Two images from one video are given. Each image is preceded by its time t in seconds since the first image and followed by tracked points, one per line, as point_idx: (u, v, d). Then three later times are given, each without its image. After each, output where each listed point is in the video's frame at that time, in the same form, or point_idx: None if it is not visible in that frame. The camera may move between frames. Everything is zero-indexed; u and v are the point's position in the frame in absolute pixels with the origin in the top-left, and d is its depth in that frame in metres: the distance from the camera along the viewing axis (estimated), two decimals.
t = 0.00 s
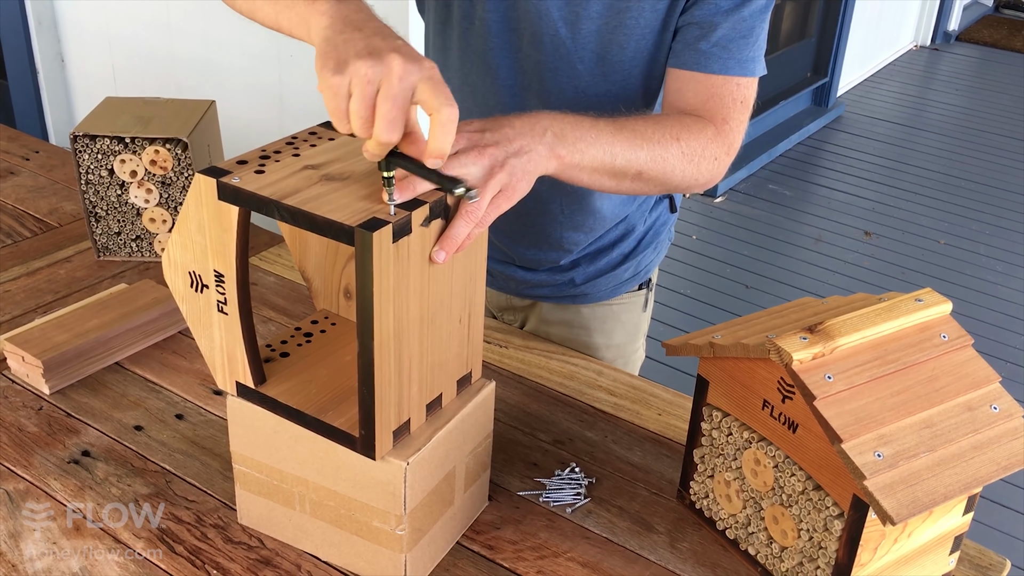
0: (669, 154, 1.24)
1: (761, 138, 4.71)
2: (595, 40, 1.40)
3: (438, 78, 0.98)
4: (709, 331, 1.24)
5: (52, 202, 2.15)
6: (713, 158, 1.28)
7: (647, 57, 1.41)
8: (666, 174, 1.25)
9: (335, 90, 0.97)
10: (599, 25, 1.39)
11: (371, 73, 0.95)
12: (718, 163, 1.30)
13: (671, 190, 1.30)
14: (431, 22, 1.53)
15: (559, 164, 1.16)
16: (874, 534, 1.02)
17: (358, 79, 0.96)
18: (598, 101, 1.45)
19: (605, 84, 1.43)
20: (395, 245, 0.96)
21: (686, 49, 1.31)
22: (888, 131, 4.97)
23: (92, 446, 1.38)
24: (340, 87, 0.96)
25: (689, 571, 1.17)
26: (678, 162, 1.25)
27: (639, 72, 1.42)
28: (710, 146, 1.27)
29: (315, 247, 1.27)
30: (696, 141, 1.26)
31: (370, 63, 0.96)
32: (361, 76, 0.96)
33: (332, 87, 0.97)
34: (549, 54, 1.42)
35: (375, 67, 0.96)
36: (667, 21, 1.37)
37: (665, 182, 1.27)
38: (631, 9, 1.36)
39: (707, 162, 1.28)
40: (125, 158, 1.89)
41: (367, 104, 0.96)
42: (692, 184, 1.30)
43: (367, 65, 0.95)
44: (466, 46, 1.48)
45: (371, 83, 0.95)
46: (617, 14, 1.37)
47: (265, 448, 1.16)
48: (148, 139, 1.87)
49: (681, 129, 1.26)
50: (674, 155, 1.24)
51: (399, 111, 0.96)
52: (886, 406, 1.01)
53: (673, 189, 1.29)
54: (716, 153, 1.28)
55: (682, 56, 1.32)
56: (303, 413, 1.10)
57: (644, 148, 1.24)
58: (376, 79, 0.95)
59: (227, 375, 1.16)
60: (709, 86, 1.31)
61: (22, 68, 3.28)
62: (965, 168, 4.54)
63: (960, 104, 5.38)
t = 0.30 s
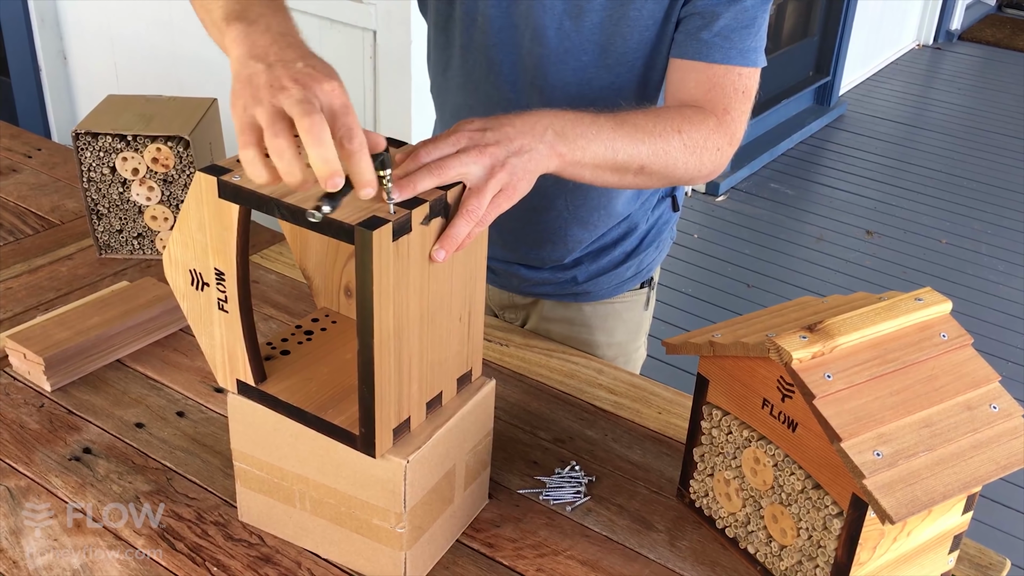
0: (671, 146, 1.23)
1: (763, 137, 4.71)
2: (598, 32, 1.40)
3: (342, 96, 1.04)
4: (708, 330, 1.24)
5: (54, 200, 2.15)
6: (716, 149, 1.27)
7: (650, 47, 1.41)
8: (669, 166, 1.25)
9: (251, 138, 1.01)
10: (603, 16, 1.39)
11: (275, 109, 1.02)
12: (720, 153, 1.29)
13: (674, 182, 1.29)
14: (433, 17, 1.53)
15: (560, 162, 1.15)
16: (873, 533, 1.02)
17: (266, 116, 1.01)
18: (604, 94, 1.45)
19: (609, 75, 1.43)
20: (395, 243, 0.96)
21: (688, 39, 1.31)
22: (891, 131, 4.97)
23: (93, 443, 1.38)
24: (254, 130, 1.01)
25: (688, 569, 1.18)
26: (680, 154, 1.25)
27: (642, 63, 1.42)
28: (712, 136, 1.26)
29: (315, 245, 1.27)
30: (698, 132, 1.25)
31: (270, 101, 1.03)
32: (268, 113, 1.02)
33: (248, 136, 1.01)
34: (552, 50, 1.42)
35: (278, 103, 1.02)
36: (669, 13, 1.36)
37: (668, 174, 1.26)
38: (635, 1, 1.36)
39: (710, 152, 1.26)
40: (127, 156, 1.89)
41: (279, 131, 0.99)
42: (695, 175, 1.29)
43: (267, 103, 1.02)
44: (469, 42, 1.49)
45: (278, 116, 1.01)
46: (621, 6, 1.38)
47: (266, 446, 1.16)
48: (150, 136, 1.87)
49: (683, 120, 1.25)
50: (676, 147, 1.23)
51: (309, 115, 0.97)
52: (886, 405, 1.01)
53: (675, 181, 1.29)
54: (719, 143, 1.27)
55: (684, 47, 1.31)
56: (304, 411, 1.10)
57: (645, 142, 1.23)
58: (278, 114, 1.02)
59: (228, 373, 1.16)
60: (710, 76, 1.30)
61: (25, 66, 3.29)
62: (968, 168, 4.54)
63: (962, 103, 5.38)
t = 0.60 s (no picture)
0: (669, 139, 1.23)
1: (764, 135, 4.71)
2: (592, 24, 1.40)
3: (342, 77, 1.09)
4: (706, 328, 1.24)
5: (53, 198, 2.15)
6: (714, 140, 1.26)
7: (643, 39, 1.40)
8: (667, 160, 1.24)
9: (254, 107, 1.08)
10: (597, 8, 1.39)
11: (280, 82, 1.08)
12: (719, 144, 1.28)
13: (674, 175, 1.29)
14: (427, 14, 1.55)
15: (558, 159, 1.15)
16: (870, 531, 1.02)
17: (270, 88, 1.07)
18: (598, 87, 1.44)
19: (604, 67, 1.43)
20: (392, 241, 0.96)
21: (685, 31, 1.30)
22: (892, 129, 4.97)
23: (91, 441, 1.38)
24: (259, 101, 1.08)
25: (685, 567, 1.18)
26: (678, 146, 1.24)
27: (636, 56, 1.41)
28: (709, 128, 1.25)
29: (313, 243, 1.27)
30: (695, 124, 1.24)
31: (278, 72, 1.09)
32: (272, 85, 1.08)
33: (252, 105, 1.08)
34: (546, 42, 1.43)
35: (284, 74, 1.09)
36: (665, 4, 1.36)
37: (666, 167, 1.26)
38: None
39: (708, 144, 1.26)
40: (125, 155, 1.89)
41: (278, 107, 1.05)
42: (694, 167, 1.29)
43: (273, 72, 1.08)
44: (462, 38, 1.50)
45: (281, 90, 1.07)
46: None
47: (263, 444, 1.16)
48: (148, 135, 1.87)
49: (681, 113, 1.24)
50: (674, 140, 1.23)
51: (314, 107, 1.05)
52: (883, 402, 1.01)
53: (674, 174, 1.28)
54: (717, 134, 1.26)
55: (681, 38, 1.31)
56: (301, 408, 1.10)
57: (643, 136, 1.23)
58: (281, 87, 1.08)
59: (225, 371, 1.16)
60: (707, 67, 1.29)
61: (25, 64, 3.29)
62: (968, 166, 4.53)
63: (963, 101, 5.37)
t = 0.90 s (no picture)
0: (661, 131, 1.22)
1: (762, 133, 4.71)
2: (578, 14, 1.40)
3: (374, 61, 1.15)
4: (699, 325, 1.24)
5: (49, 195, 2.15)
6: (707, 130, 1.26)
7: (629, 29, 1.40)
8: (660, 152, 1.24)
9: (297, 90, 1.13)
10: None
11: (322, 69, 1.13)
12: (712, 134, 1.28)
13: (667, 167, 1.28)
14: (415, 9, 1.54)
15: (550, 154, 1.15)
16: (862, 528, 1.02)
17: (313, 76, 1.13)
18: (586, 76, 1.44)
19: (591, 57, 1.43)
20: (383, 237, 0.96)
21: (674, 21, 1.30)
22: (891, 127, 4.96)
23: (84, 439, 1.38)
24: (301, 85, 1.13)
25: (678, 565, 1.17)
26: (671, 138, 1.24)
27: (624, 45, 1.42)
28: (701, 119, 1.25)
29: (306, 240, 1.27)
30: (687, 115, 1.24)
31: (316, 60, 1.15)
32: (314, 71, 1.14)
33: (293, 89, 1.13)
34: (531, 30, 1.43)
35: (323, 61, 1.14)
36: None
37: (660, 159, 1.25)
38: None
39: (701, 134, 1.25)
40: (120, 152, 1.89)
41: (320, 91, 1.11)
42: (687, 158, 1.28)
43: (315, 60, 1.14)
44: (449, 32, 1.50)
45: (323, 76, 1.13)
46: None
47: (255, 441, 1.16)
48: (142, 132, 1.87)
49: (672, 105, 1.24)
50: (666, 131, 1.23)
51: (353, 91, 1.10)
52: (874, 399, 1.01)
53: (667, 166, 1.28)
54: (709, 124, 1.26)
55: (671, 29, 1.30)
56: (292, 406, 1.10)
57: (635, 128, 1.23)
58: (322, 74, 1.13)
59: (216, 368, 1.16)
60: (698, 57, 1.29)
61: (23, 62, 3.29)
62: (968, 164, 4.53)
63: (963, 99, 5.37)
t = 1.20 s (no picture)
0: (655, 129, 1.22)
1: (761, 132, 4.70)
2: (573, 13, 1.40)
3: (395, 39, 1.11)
4: (692, 323, 1.24)
5: (45, 193, 2.15)
6: (700, 128, 1.26)
7: (624, 27, 1.40)
8: (654, 150, 1.24)
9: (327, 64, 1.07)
10: None
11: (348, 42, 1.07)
12: (705, 132, 1.28)
13: (661, 165, 1.28)
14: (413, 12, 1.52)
15: (543, 152, 1.15)
16: (854, 527, 1.02)
17: (340, 46, 1.07)
18: (581, 76, 1.44)
19: (586, 56, 1.43)
20: (374, 235, 0.95)
21: (668, 19, 1.30)
22: (891, 126, 4.96)
23: (78, 437, 1.38)
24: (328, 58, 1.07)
25: (671, 563, 1.17)
26: (664, 136, 1.24)
27: (618, 44, 1.42)
28: (695, 117, 1.25)
29: (300, 238, 1.27)
30: (680, 113, 1.24)
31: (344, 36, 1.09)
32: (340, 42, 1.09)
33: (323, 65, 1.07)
34: (529, 31, 1.42)
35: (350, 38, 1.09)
36: None
37: (653, 157, 1.25)
38: None
39: (695, 132, 1.25)
40: (115, 150, 1.89)
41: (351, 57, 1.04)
42: (680, 156, 1.28)
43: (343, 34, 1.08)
44: (445, 30, 1.49)
45: (351, 46, 1.07)
46: None
47: (248, 439, 1.16)
48: (139, 130, 1.87)
49: (666, 103, 1.24)
50: (660, 130, 1.23)
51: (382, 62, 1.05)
52: (867, 398, 1.01)
53: (661, 164, 1.27)
54: (703, 122, 1.26)
55: (664, 27, 1.30)
56: (284, 404, 1.10)
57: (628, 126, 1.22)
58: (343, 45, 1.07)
59: (209, 366, 1.16)
60: (691, 55, 1.29)
61: (21, 61, 3.29)
62: (966, 163, 4.52)
63: (962, 98, 5.36)
